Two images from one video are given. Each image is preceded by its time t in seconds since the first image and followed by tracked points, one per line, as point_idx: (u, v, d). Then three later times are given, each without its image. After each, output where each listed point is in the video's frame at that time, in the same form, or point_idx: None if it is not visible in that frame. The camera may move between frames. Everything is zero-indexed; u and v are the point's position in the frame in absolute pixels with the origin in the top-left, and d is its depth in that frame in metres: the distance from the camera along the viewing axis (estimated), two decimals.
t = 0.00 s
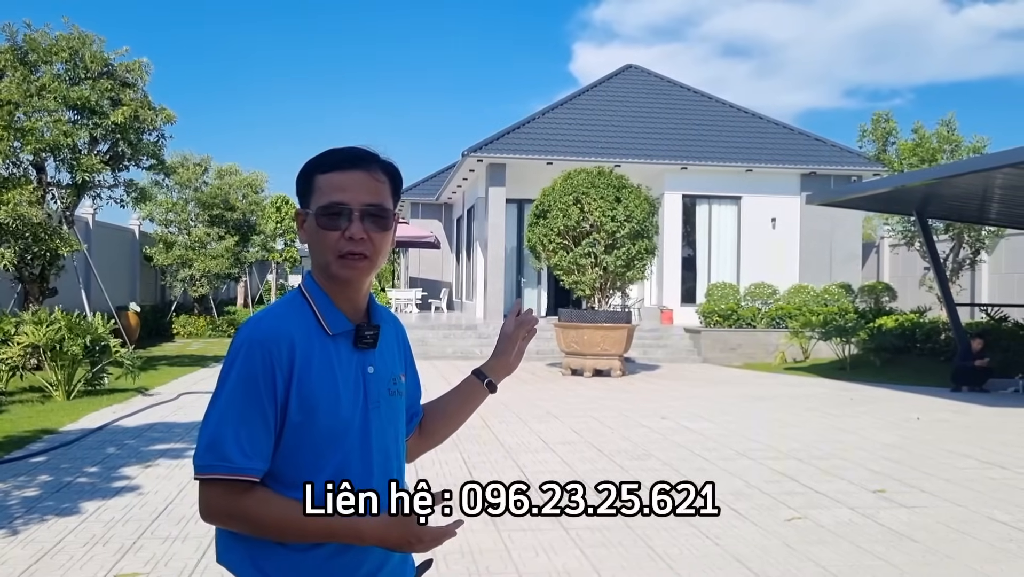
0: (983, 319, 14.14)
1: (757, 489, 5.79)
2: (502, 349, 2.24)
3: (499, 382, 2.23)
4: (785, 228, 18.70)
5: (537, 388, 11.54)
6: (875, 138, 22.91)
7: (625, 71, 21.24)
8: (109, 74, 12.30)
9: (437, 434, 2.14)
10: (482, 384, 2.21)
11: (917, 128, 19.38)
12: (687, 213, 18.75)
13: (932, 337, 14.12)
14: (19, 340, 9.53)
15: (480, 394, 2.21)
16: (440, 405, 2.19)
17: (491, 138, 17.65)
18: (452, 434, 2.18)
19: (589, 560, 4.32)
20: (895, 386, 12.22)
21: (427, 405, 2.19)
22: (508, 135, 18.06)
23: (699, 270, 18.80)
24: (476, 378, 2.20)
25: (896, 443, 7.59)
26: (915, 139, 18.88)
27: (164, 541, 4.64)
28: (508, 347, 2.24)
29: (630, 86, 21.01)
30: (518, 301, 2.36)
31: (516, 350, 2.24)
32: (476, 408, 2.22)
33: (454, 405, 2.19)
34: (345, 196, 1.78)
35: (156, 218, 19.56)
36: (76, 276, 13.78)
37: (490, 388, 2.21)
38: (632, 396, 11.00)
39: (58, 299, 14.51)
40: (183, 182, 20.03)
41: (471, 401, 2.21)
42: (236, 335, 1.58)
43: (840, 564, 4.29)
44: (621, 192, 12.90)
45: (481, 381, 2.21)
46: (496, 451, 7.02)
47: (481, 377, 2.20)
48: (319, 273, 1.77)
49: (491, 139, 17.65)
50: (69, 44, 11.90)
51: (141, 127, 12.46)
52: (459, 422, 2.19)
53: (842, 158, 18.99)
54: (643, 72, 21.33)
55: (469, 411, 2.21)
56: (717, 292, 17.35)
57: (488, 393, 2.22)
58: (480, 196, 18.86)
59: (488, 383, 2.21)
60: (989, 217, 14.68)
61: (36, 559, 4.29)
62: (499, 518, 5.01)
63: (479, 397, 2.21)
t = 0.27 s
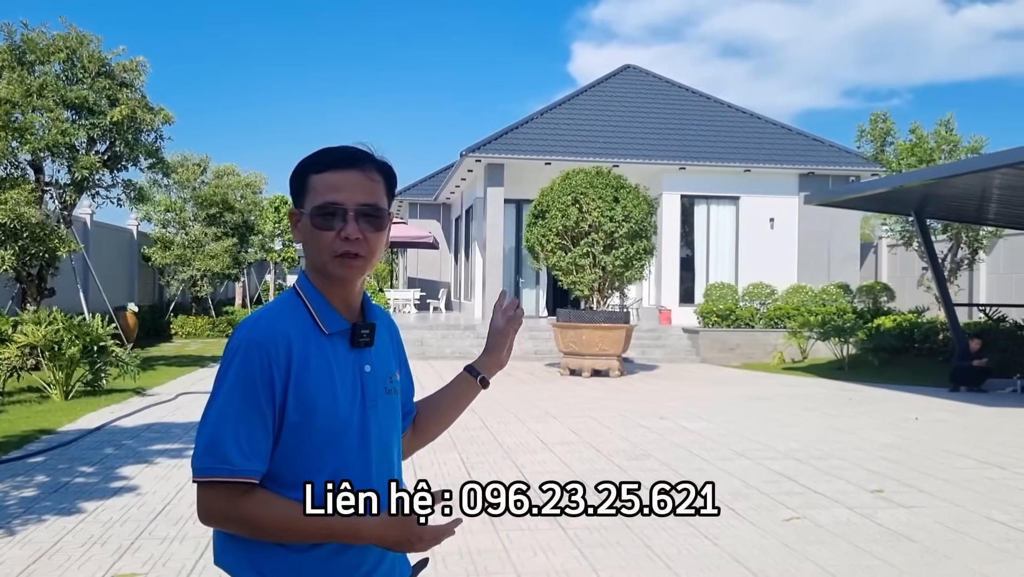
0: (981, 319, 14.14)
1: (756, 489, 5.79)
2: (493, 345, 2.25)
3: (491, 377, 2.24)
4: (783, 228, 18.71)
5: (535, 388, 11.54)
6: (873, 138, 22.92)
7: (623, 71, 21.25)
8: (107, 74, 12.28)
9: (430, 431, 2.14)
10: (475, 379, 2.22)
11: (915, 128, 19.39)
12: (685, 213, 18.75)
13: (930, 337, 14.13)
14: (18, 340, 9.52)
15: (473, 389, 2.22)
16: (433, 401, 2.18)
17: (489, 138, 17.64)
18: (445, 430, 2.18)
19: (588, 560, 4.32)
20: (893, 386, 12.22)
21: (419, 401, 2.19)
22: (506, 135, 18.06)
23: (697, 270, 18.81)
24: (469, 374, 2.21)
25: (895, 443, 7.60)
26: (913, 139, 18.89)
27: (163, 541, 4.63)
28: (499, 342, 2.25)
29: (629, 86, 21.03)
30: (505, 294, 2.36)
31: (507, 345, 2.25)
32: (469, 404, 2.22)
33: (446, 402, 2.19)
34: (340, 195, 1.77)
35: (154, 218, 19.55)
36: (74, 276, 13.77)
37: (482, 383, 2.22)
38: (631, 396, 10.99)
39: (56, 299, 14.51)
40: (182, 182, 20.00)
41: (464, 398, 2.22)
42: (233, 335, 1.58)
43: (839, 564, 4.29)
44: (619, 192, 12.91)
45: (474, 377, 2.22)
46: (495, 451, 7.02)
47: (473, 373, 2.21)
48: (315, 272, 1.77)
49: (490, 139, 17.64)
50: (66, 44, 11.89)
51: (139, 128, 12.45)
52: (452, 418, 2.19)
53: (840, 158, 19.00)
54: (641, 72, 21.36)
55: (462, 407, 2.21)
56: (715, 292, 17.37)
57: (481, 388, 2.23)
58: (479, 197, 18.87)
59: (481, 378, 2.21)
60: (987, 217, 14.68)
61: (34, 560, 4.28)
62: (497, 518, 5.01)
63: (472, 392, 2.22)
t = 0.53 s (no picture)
0: (979, 319, 14.14)
1: (754, 488, 5.79)
2: (487, 344, 2.24)
3: (485, 377, 2.23)
4: (782, 228, 18.71)
5: (533, 388, 11.53)
6: (871, 138, 22.93)
7: (621, 71, 21.26)
8: (105, 73, 12.26)
9: (423, 430, 2.13)
10: (469, 379, 2.20)
11: (913, 128, 19.40)
12: (683, 213, 18.76)
13: (928, 336, 14.13)
14: (16, 340, 9.50)
15: (467, 389, 2.20)
16: (427, 401, 2.18)
17: (487, 138, 17.64)
18: (439, 430, 2.17)
19: (586, 560, 4.32)
20: (891, 386, 12.22)
21: (412, 401, 2.18)
22: (504, 135, 18.06)
23: (695, 270, 18.83)
24: (463, 374, 2.20)
25: (893, 443, 7.60)
26: (911, 139, 18.91)
27: (160, 541, 4.62)
28: (494, 342, 2.24)
29: (627, 85, 21.03)
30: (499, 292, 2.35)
31: (501, 345, 2.24)
32: (463, 404, 2.21)
33: (440, 401, 2.17)
34: (334, 193, 1.77)
35: (152, 218, 19.53)
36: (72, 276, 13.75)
37: (476, 383, 2.21)
38: (630, 395, 10.99)
39: (54, 298, 14.49)
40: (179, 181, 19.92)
41: (459, 397, 2.20)
42: (229, 336, 1.57)
43: (838, 564, 4.28)
44: (618, 192, 12.91)
45: (468, 376, 2.20)
46: (493, 450, 7.02)
47: (467, 372, 2.20)
48: (309, 272, 1.76)
49: (488, 139, 17.64)
50: (64, 44, 11.87)
51: (137, 128, 12.43)
52: (446, 418, 2.18)
53: (838, 158, 19.01)
54: (640, 72, 21.37)
55: (456, 407, 2.20)
56: (713, 291, 17.37)
57: (475, 388, 2.22)
58: (477, 196, 18.86)
59: (474, 378, 2.20)
60: (985, 217, 14.68)
61: (31, 560, 4.27)
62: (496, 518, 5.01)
63: (466, 392, 2.20)
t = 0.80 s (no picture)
0: (978, 319, 14.15)
1: (754, 489, 5.78)
2: (487, 344, 2.24)
3: (484, 375, 2.23)
4: (780, 228, 18.71)
5: (532, 388, 11.53)
6: (870, 139, 22.95)
7: (620, 71, 21.27)
8: (103, 73, 12.25)
9: (424, 432, 2.12)
10: (468, 379, 2.20)
11: (912, 129, 19.41)
12: (682, 214, 18.77)
13: (927, 337, 14.14)
14: (14, 340, 9.49)
15: (466, 388, 2.20)
16: (426, 401, 2.17)
17: (486, 138, 17.63)
18: (439, 430, 2.16)
19: (585, 561, 4.31)
20: (890, 386, 12.22)
21: (413, 401, 2.17)
22: (503, 135, 18.06)
23: (694, 270, 18.87)
24: (462, 374, 2.19)
25: (892, 443, 7.60)
26: (909, 139, 18.93)
27: (159, 542, 4.61)
28: (493, 341, 2.24)
29: (626, 86, 21.04)
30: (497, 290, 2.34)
31: (500, 344, 2.24)
32: (463, 404, 2.21)
33: (440, 402, 2.17)
34: (332, 194, 1.77)
35: (150, 218, 19.52)
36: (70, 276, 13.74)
37: (475, 383, 2.21)
38: (628, 396, 11.00)
39: (52, 298, 14.49)
40: (177, 182, 19.85)
41: (458, 397, 2.20)
42: (226, 337, 1.57)
43: (837, 564, 4.28)
44: (617, 192, 12.91)
45: (467, 376, 2.20)
46: (492, 451, 7.01)
47: (466, 372, 2.20)
48: (306, 272, 1.76)
49: (487, 139, 17.63)
50: (63, 44, 11.86)
51: (136, 128, 12.41)
52: (446, 417, 2.18)
53: (837, 158, 19.02)
54: (638, 72, 21.38)
55: (455, 407, 2.19)
56: (712, 292, 17.36)
57: (474, 386, 2.21)
58: (476, 196, 18.86)
59: (473, 378, 2.20)
60: (984, 217, 14.68)
61: (29, 561, 4.26)
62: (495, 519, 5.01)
63: (465, 392, 2.20)
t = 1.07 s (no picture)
0: (976, 319, 14.15)
1: (753, 489, 5.78)
2: (490, 345, 2.23)
3: (488, 377, 2.23)
4: (779, 228, 18.70)
5: (531, 388, 11.53)
6: (868, 138, 22.95)
7: (618, 71, 21.28)
8: (101, 72, 12.23)
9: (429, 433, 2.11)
10: (473, 380, 2.20)
11: (910, 128, 19.42)
12: (680, 214, 18.78)
13: (925, 336, 14.14)
14: (12, 340, 9.47)
15: (470, 389, 2.20)
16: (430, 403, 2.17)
17: (485, 138, 17.63)
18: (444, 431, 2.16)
19: (585, 561, 4.30)
20: (889, 386, 12.22)
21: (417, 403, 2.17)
22: (501, 135, 18.05)
23: (692, 270, 18.89)
24: (466, 375, 2.19)
25: (891, 443, 7.60)
26: (908, 139, 18.94)
27: (157, 543, 4.60)
28: (497, 343, 2.23)
29: (624, 86, 21.04)
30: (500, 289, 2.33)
31: (504, 346, 2.23)
32: (467, 405, 2.20)
33: (445, 403, 2.16)
34: (335, 193, 1.76)
35: (148, 218, 19.50)
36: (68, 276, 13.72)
37: (480, 384, 2.21)
38: (627, 396, 10.99)
39: (50, 299, 14.46)
40: (174, 182, 19.79)
41: (462, 398, 2.19)
42: (227, 336, 1.56)
43: (837, 564, 4.28)
44: (615, 192, 12.91)
45: (471, 378, 2.20)
46: (491, 451, 7.01)
47: (471, 374, 2.19)
48: (308, 272, 1.75)
49: (485, 139, 17.63)
50: (60, 43, 11.84)
51: (134, 128, 12.39)
52: (451, 419, 2.17)
53: (835, 158, 19.03)
54: (637, 72, 21.39)
55: (460, 408, 2.19)
56: (710, 292, 17.35)
57: (478, 388, 2.21)
58: (474, 196, 18.86)
59: (478, 379, 2.20)
60: (982, 217, 14.69)
61: (28, 562, 4.25)
62: (494, 519, 5.01)
63: (469, 392, 2.20)
